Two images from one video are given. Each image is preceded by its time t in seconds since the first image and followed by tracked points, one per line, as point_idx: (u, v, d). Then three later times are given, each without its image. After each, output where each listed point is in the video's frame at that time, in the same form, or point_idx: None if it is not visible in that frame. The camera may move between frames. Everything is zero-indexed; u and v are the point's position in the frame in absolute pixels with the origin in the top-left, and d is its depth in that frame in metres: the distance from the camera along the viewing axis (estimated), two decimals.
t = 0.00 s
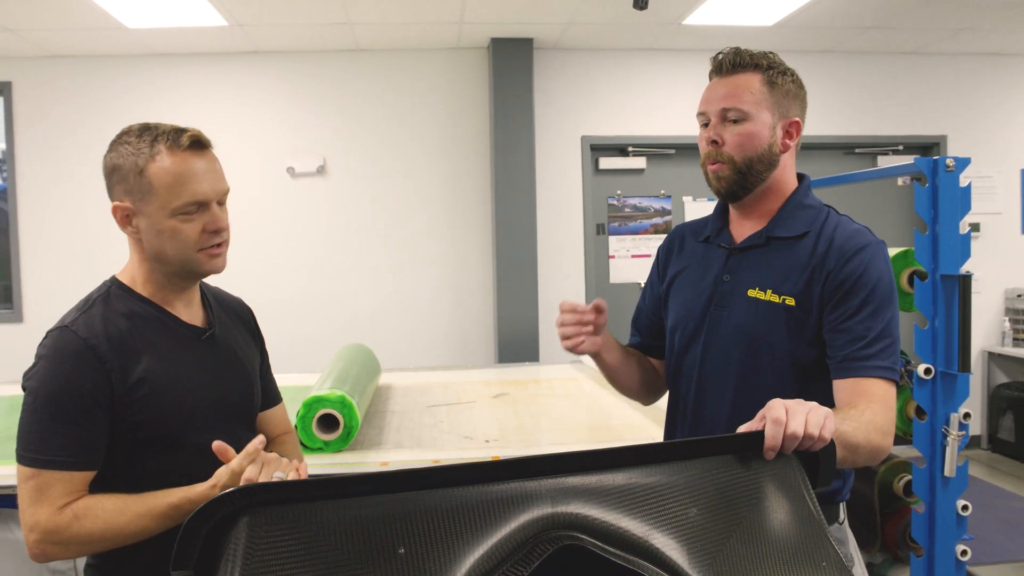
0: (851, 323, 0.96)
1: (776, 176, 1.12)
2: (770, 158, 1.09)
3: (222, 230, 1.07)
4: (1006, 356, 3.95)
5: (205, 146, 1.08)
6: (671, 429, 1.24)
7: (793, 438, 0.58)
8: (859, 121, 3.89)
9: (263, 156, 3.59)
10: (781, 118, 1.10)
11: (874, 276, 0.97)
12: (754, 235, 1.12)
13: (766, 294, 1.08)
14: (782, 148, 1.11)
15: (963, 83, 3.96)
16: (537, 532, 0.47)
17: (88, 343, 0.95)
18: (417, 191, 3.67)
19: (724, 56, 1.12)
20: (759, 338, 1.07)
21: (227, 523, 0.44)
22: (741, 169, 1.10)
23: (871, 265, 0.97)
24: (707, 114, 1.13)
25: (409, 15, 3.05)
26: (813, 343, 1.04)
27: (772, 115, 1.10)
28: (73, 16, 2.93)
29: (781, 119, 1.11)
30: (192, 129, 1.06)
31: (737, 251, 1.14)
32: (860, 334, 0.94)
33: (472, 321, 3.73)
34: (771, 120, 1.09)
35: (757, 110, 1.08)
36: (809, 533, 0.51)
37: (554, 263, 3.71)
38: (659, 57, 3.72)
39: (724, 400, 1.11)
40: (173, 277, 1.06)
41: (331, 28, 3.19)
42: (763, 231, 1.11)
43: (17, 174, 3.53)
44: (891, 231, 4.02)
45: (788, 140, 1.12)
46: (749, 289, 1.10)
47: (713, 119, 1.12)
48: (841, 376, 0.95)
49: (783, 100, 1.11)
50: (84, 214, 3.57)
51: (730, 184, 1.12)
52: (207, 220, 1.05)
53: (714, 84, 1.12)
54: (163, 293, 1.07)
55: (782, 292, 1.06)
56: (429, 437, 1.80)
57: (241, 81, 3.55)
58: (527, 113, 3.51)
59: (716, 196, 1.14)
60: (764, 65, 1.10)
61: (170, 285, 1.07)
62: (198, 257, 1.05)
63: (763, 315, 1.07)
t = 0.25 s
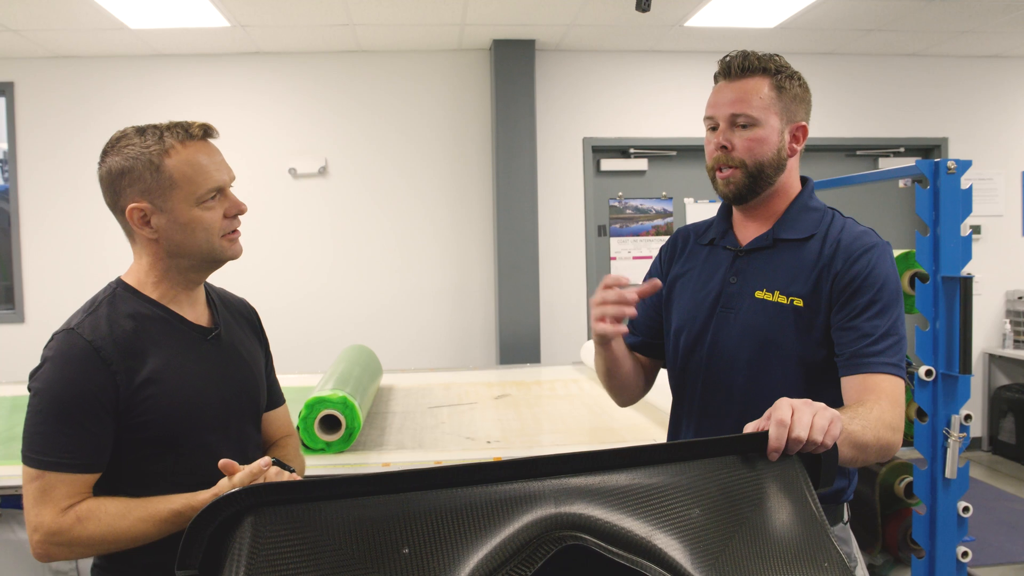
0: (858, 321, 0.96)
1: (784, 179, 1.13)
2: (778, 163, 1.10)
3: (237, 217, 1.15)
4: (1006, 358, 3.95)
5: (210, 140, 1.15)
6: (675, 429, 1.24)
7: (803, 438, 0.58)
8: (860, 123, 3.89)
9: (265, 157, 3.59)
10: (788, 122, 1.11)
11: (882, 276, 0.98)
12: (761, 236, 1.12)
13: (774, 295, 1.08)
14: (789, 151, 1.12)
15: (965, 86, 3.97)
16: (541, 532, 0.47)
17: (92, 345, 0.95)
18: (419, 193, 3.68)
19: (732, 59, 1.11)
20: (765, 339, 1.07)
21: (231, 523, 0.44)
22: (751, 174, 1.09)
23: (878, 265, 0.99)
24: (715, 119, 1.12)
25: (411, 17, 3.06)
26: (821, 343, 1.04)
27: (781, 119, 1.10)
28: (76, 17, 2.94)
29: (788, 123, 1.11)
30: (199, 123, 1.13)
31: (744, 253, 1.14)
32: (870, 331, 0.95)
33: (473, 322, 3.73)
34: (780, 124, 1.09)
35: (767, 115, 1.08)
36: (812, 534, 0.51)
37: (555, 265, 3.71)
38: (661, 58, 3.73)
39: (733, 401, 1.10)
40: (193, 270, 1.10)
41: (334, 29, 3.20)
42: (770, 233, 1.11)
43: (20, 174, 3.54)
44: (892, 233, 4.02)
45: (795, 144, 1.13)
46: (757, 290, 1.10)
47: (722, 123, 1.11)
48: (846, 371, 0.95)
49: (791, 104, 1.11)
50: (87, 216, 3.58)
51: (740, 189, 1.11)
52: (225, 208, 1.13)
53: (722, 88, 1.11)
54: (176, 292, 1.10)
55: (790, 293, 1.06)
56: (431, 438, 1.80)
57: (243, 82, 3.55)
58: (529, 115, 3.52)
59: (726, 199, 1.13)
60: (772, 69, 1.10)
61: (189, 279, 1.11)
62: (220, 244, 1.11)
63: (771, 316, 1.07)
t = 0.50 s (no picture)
0: (861, 322, 0.97)
1: (790, 184, 1.13)
2: (787, 169, 1.10)
3: (238, 215, 1.15)
4: (1006, 361, 3.95)
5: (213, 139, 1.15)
6: (676, 430, 1.24)
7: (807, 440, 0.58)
8: (861, 126, 3.90)
9: (266, 157, 3.59)
10: (797, 127, 1.11)
11: (887, 279, 0.99)
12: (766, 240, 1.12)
13: (779, 297, 1.08)
14: (796, 156, 1.12)
15: (966, 88, 3.97)
16: (542, 532, 0.47)
17: (98, 344, 0.95)
18: (420, 193, 3.68)
19: (745, 62, 1.10)
20: (770, 342, 1.08)
21: (235, 522, 0.45)
22: (762, 178, 1.09)
23: (883, 269, 1.00)
24: (727, 122, 1.11)
25: (413, 17, 3.06)
26: (826, 346, 1.05)
27: (791, 125, 1.10)
28: (78, 17, 2.95)
29: (796, 128, 1.11)
30: (202, 121, 1.13)
31: (748, 256, 1.14)
32: (876, 333, 0.96)
33: (474, 323, 3.73)
34: (790, 130, 1.10)
35: (779, 120, 1.08)
36: (812, 536, 0.52)
37: (555, 266, 3.71)
38: (662, 60, 3.73)
39: (738, 403, 1.10)
40: (195, 268, 1.10)
41: (336, 29, 3.20)
42: (775, 236, 1.12)
43: (21, 173, 3.54)
44: (893, 235, 4.03)
45: (801, 149, 1.14)
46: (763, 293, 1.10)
47: (734, 127, 1.10)
48: (850, 373, 0.96)
49: (800, 110, 1.11)
50: (88, 215, 3.58)
51: (749, 193, 1.11)
52: (227, 206, 1.13)
53: (734, 90, 1.10)
54: (179, 291, 1.10)
55: (796, 296, 1.06)
56: (431, 438, 1.80)
57: (245, 82, 3.56)
58: (530, 116, 3.52)
59: (734, 203, 1.13)
60: (784, 75, 1.09)
61: (191, 277, 1.11)
62: (221, 242, 1.11)
63: (777, 318, 1.08)
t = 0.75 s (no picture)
0: (879, 334, 1.00)
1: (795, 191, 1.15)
2: (798, 177, 1.12)
3: (237, 214, 1.15)
4: (1004, 362, 3.96)
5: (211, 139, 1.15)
6: (676, 432, 1.24)
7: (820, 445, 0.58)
8: (860, 128, 3.90)
9: (266, 158, 3.60)
10: (806, 134, 1.13)
11: (896, 287, 1.01)
12: (765, 243, 1.12)
13: (781, 301, 1.08)
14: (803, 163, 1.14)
15: (965, 91, 3.98)
16: (543, 533, 0.47)
17: (103, 344, 0.95)
18: (419, 194, 3.68)
19: (762, 66, 1.09)
20: (773, 345, 1.08)
21: (237, 523, 0.45)
22: (776, 185, 1.10)
23: (889, 275, 1.01)
24: (745, 127, 1.10)
25: (413, 18, 3.06)
26: (831, 349, 1.06)
27: (802, 133, 1.11)
28: (79, 17, 2.95)
29: (805, 135, 1.13)
30: (200, 121, 1.13)
31: (747, 259, 1.14)
32: (898, 346, 0.98)
33: (473, 324, 3.73)
34: (801, 138, 1.11)
35: (794, 128, 1.09)
36: (811, 538, 0.52)
37: (555, 267, 3.72)
38: (662, 61, 3.74)
39: (739, 406, 1.11)
40: (196, 268, 1.10)
41: (336, 30, 3.20)
42: (774, 240, 1.12)
43: (20, 173, 3.54)
44: (891, 236, 4.04)
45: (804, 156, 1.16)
46: (765, 296, 1.10)
47: (752, 132, 1.10)
48: (887, 391, 0.99)
49: (808, 117, 1.13)
50: (88, 215, 3.58)
51: (764, 200, 1.11)
52: (226, 205, 1.13)
53: (753, 93, 1.09)
54: (181, 291, 1.10)
55: (799, 300, 1.07)
56: (431, 439, 1.81)
57: (244, 83, 3.56)
58: (529, 117, 3.52)
59: (748, 209, 1.12)
60: (798, 81, 1.10)
61: (191, 277, 1.11)
62: (221, 241, 1.11)
63: (779, 322, 1.08)
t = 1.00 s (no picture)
0: (887, 331, 1.01)
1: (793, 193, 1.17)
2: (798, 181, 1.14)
3: (234, 216, 1.15)
4: (1000, 360, 3.98)
5: (208, 141, 1.15)
6: (671, 430, 1.24)
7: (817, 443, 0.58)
8: (856, 127, 3.91)
9: (262, 160, 3.59)
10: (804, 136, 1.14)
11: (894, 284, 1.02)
12: (758, 243, 1.12)
13: (778, 300, 1.09)
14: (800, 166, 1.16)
15: (959, 89, 3.99)
16: (540, 531, 0.47)
17: (100, 346, 0.95)
18: (415, 195, 3.68)
19: (767, 68, 1.08)
20: (770, 345, 1.08)
21: (235, 523, 0.45)
22: (783, 191, 1.11)
23: (886, 273, 1.02)
24: (754, 133, 1.09)
25: (408, 19, 3.06)
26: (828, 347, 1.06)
27: (802, 136, 1.12)
28: (73, 20, 2.94)
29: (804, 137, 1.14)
30: (197, 123, 1.13)
31: (741, 259, 1.14)
32: (905, 342, 1.00)
33: (470, 324, 3.74)
34: (802, 141, 1.12)
35: (798, 133, 1.10)
36: (807, 534, 0.52)
37: (552, 267, 3.72)
38: (657, 61, 3.74)
39: (738, 406, 1.11)
40: (193, 269, 1.10)
41: (331, 32, 3.20)
42: (767, 239, 1.12)
43: (15, 176, 3.53)
44: (887, 235, 4.05)
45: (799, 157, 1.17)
46: (761, 296, 1.10)
47: (762, 138, 1.09)
48: (904, 387, 1.00)
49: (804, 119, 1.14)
50: (84, 218, 3.57)
51: (773, 207, 1.11)
52: (223, 207, 1.13)
53: (763, 98, 1.08)
54: (178, 292, 1.10)
55: (795, 299, 1.07)
56: (428, 440, 1.80)
57: (240, 85, 3.55)
58: (525, 118, 3.53)
59: (758, 215, 1.12)
60: (798, 84, 1.10)
61: (188, 278, 1.11)
62: (218, 242, 1.11)
63: (776, 321, 1.08)
